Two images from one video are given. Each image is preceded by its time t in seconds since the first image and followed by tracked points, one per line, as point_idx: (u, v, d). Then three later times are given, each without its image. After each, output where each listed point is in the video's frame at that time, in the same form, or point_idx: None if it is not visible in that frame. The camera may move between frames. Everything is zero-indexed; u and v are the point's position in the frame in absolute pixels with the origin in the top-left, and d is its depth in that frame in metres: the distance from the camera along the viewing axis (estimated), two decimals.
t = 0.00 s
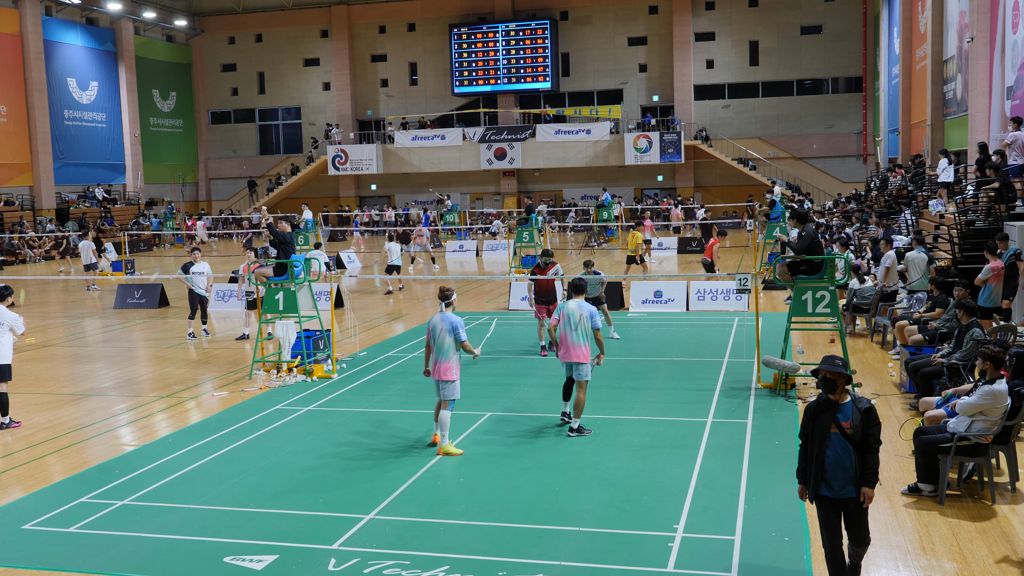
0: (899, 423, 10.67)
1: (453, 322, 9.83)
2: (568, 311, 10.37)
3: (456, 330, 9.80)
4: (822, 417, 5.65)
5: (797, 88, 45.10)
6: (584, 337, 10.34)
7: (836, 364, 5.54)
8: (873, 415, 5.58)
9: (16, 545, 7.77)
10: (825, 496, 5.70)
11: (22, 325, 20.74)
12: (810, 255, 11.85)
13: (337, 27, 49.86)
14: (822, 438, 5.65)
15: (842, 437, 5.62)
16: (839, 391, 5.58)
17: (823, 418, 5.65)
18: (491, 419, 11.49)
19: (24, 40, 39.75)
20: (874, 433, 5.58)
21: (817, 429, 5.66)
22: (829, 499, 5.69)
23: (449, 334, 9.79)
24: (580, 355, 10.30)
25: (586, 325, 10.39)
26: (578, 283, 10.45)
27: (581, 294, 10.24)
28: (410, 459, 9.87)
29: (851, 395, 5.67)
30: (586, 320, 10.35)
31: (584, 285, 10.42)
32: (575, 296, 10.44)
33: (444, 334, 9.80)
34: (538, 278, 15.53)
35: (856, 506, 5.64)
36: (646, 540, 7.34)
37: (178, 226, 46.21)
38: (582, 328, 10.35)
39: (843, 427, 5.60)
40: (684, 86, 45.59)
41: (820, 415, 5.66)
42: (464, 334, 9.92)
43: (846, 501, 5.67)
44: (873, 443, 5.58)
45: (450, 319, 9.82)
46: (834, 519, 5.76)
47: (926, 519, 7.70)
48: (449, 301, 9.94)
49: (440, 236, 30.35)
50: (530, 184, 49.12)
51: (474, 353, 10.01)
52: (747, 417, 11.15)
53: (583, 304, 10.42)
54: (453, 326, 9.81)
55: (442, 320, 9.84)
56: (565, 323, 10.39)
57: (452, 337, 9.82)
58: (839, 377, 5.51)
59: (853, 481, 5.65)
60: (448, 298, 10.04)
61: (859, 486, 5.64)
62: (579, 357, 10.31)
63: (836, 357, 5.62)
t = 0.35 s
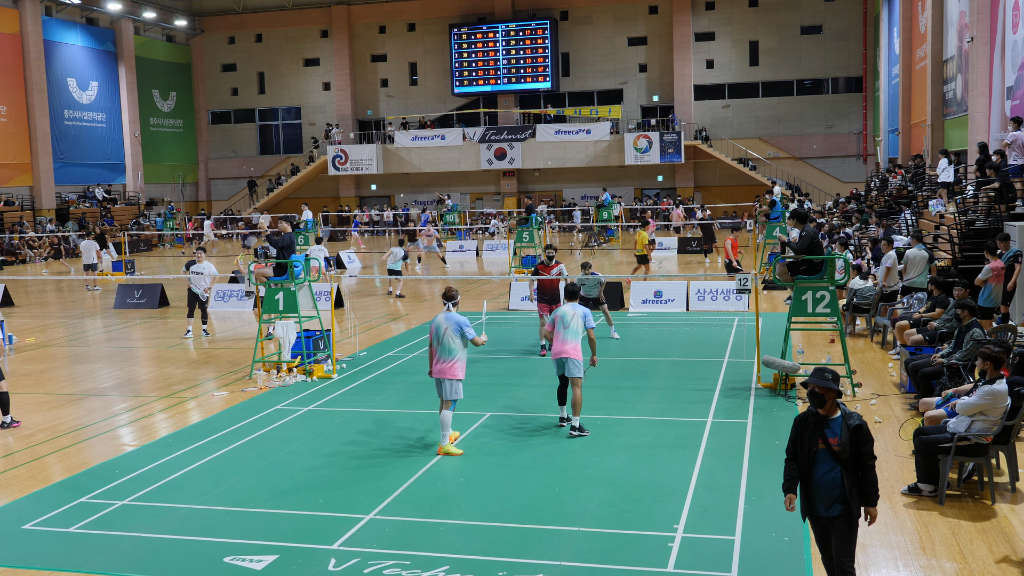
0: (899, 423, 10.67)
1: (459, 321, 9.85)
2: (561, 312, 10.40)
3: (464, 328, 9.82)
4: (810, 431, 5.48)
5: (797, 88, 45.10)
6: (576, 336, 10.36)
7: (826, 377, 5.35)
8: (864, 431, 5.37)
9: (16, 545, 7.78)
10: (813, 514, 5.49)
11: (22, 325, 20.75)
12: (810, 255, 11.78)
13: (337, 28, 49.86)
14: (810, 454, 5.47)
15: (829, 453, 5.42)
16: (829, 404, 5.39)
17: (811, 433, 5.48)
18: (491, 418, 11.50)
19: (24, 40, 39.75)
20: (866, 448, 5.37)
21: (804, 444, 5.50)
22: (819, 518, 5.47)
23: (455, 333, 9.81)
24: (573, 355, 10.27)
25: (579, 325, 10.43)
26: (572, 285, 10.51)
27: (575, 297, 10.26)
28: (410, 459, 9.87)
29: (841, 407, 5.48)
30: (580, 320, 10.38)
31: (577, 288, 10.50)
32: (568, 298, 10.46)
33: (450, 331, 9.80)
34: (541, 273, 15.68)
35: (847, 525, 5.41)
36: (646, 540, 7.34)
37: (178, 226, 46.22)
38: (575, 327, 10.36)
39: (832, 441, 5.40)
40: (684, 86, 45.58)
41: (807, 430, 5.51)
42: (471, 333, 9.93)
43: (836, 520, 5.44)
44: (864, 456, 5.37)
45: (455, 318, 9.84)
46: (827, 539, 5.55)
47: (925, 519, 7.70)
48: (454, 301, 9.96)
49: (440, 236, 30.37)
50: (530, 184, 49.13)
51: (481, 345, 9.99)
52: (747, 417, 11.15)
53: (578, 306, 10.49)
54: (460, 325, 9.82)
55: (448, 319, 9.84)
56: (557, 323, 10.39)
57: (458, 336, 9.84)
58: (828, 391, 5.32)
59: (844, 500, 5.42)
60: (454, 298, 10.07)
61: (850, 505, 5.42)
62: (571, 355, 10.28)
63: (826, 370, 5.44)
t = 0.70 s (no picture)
0: (899, 423, 10.68)
1: (462, 318, 10.00)
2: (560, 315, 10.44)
3: (466, 324, 9.98)
4: (789, 441, 5.28)
5: (797, 88, 45.11)
6: (575, 339, 10.33)
7: (803, 386, 5.11)
8: (843, 444, 5.05)
9: (16, 545, 7.78)
10: (792, 529, 5.28)
11: (22, 325, 20.75)
12: (811, 255, 11.74)
13: (337, 28, 49.85)
14: (787, 464, 5.27)
15: (808, 465, 5.19)
16: (804, 414, 5.15)
17: (791, 442, 5.27)
18: (491, 418, 11.51)
19: (24, 39, 39.74)
20: (845, 464, 5.04)
21: (785, 452, 5.30)
22: (797, 532, 5.26)
23: (457, 327, 9.91)
24: (569, 355, 10.21)
25: (578, 328, 10.43)
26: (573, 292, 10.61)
27: (570, 300, 10.30)
28: (410, 459, 9.87)
29: (825, 419, 5.19)
30: (578, 323, 10.38)
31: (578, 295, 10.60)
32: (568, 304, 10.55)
33: (451, 327, 9.89)
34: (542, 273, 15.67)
35: (824, 543, 5.15)
36: (646, 540, 7.34)
37: (178, 226, 46.22)
38: (573, 330, 10.34)
39: (809, 453, 5.16)
40: (684, 86, 45.58)
41: (789, 439, 5.30)
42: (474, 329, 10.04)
43: (815, 537, 5.20)
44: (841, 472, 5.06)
45: (458, 315, 9.98)
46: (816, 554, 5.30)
47: (925, 519, 7.70)
48: (457, 300, 10.09)
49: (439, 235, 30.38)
50: (530, 184, 49.13)
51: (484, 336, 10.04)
52: (747, 417, 11.16)
53: (579, 312, 10.53)
54: (462, 321, 9.96)
55: (450, 315, 9.97)
56: (556, 328, 10.41)
57: (457, 331, 9.91)
58: (802, 401, 5.09)
59: (823, 515, 5.17)
60: (457, 300, 10.20)
61: (829, 521, 5.15)
62: (570, 358, 10.23)
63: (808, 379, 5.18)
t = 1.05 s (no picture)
0: (899, 423, 10.68)
1: (461, 317, 9.97)
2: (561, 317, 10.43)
3: (466, 323, 9.97)
4: (748, 452, 5.04)
5: (797, 87, 45.11)
6: (576, 342, 10.31)
7: (754, 398, 4.88)
8: (790, 460, 4.75)
9: (16, 545, 7.77)
10: (744, 544, 5.09)
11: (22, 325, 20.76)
12: (810, 255, 11.75)
13: (337, 27, 49.86)
14: (745, 477, 5.05)
15: (759, 479, 4.94)
16: (755, 426, 4.92)
17: (748, 454, 5.04)
18: (491, 418, 11.51)
19: (24, 39, 39.73)
20: (792, 481, 4.74)
21: (744, 464, 5.08)
22: (751, 547, 5.06)
23: (457, 327, 9.90)
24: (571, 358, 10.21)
25: (579, 329, 10.38)
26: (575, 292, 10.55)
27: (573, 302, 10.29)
28: (409, 459, 9.87)
29: (781, 431, 4.90)
30: (580, 325, 10.36)
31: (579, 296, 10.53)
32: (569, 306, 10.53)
33: (451, 326, 9.86)
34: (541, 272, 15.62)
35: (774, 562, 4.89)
36: (646, 540, 7.35)
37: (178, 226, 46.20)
38: (574, 332, 10.32)
39: (759, 467, 4.92)
40: (684, 86, 45.58)
41: (749, 452, 5.06)
42: (473, 328, 10.04)
43: (766, 554, 4.97)
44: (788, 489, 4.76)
45: (458, 315, 9.97)
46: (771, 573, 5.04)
47: (925, 519, 7.70)
48: (456, 300, 10.08)
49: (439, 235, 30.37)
50: (531, 184, 49.13)
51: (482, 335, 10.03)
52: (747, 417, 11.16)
53: (580, 312, 10.47)
54: (462, 321, 9.96)
55: (450, 315, 9.95)
56: (557, 330, 10.39)
57: (457, 330, 9.89)
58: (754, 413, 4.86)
59: (774, 532, 4.91)
60: (456, 299, 10.17)
61: (779, 539, 4.90)
62: (571, 362, 10.23)
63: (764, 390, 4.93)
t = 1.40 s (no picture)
0: (899, 423, 10.68)
1: (458, 323, 9.85)
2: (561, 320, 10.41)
3: (464, 328, 9.85)
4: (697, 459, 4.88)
5: (797, 88, 45.11)
6: (575, 345, 10.33)
7: (704, 404, 4.72)
8: (726, 470, 4.54)
9: (16, 545, 7.77)
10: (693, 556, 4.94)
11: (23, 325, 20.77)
12: (810, 255, 11.75)
13: (337, 27, 49.86)
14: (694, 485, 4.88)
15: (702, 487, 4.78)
16: (703, 433, 4.76)
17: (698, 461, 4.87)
18: (491, 418, 11.51)
19: (24, 39, 39.73)
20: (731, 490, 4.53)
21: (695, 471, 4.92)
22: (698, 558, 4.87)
23: (455, 333, 9.78)
24: (569, 363, 10.20)
25: (580, 334, 10.37)
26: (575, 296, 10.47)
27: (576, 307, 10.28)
28: (409, 459, 9.86)
29: (729, 440, 4.69)
30: (581, 330, 10.36)
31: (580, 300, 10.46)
32: (569, 309, 10.46)
33: (449, 332, 9.76)
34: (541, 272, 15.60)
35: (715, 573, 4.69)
36: (646, 540, 7.35)
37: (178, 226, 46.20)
38: (572, 336, 10.33)
39: (702, 475, 4.75)
40: (684, 86, 45.58)
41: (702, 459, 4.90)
42: (470, 332, 9.96)
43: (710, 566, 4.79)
44: (726, 498, 4.56)
45: (456, 321, 9.83)
46: None
47: (926, 519, 7.70)
48: (452, 304, 9.95)
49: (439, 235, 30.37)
50: (530, 184, 49.13)
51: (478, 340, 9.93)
52: (747, 417, 11.16)
53: (580, 317, 10.47)
54: (460, 326, 9.82)
55: (448, 320, 9.81)
56: (557, 333, 10.38)
57: (456, 337, 9.81)
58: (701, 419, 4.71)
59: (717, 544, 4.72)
60: (451, 301, 10.04)
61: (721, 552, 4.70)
62: (568, 363, 10.22)
63: (716, 397, 4.74)
